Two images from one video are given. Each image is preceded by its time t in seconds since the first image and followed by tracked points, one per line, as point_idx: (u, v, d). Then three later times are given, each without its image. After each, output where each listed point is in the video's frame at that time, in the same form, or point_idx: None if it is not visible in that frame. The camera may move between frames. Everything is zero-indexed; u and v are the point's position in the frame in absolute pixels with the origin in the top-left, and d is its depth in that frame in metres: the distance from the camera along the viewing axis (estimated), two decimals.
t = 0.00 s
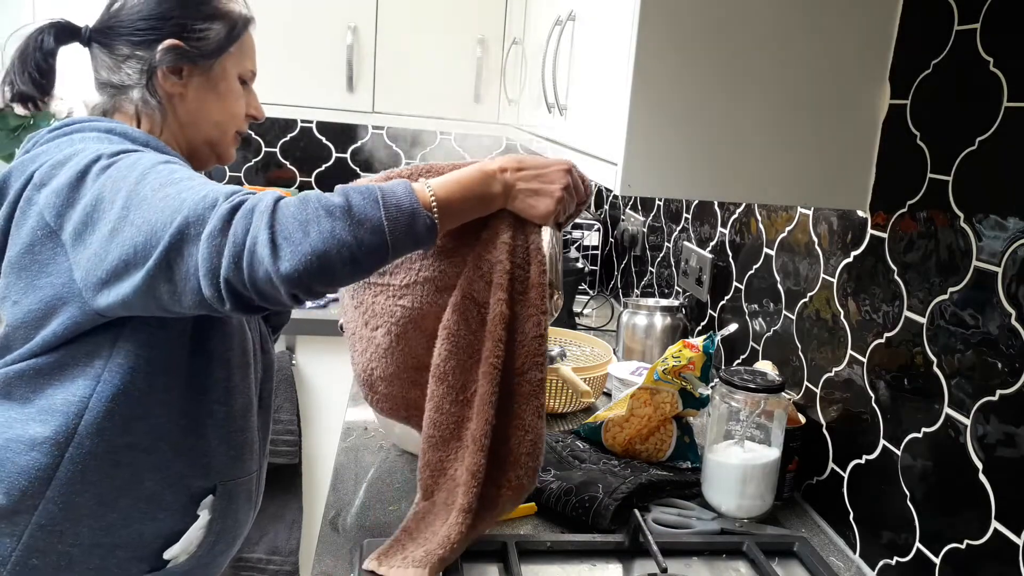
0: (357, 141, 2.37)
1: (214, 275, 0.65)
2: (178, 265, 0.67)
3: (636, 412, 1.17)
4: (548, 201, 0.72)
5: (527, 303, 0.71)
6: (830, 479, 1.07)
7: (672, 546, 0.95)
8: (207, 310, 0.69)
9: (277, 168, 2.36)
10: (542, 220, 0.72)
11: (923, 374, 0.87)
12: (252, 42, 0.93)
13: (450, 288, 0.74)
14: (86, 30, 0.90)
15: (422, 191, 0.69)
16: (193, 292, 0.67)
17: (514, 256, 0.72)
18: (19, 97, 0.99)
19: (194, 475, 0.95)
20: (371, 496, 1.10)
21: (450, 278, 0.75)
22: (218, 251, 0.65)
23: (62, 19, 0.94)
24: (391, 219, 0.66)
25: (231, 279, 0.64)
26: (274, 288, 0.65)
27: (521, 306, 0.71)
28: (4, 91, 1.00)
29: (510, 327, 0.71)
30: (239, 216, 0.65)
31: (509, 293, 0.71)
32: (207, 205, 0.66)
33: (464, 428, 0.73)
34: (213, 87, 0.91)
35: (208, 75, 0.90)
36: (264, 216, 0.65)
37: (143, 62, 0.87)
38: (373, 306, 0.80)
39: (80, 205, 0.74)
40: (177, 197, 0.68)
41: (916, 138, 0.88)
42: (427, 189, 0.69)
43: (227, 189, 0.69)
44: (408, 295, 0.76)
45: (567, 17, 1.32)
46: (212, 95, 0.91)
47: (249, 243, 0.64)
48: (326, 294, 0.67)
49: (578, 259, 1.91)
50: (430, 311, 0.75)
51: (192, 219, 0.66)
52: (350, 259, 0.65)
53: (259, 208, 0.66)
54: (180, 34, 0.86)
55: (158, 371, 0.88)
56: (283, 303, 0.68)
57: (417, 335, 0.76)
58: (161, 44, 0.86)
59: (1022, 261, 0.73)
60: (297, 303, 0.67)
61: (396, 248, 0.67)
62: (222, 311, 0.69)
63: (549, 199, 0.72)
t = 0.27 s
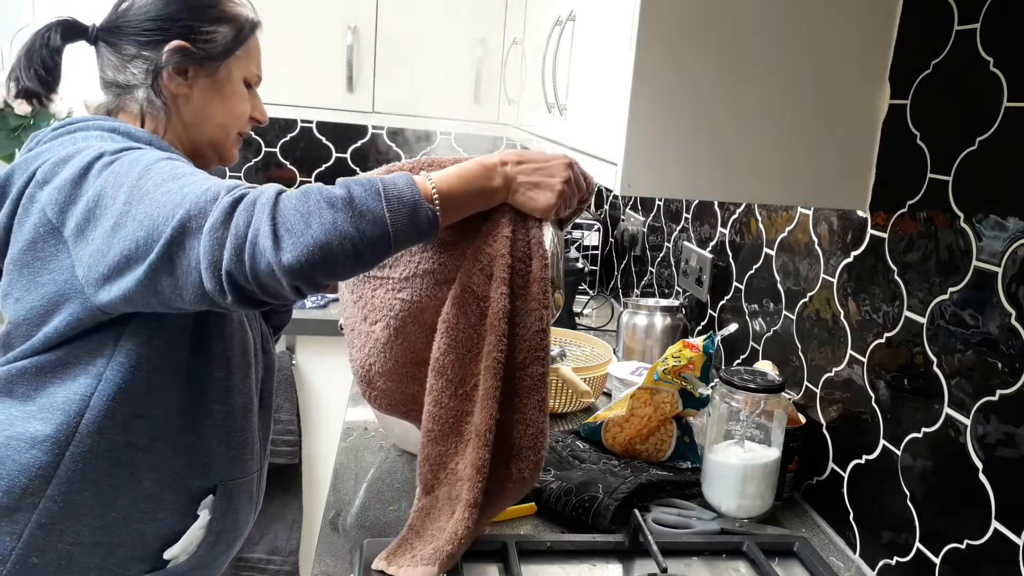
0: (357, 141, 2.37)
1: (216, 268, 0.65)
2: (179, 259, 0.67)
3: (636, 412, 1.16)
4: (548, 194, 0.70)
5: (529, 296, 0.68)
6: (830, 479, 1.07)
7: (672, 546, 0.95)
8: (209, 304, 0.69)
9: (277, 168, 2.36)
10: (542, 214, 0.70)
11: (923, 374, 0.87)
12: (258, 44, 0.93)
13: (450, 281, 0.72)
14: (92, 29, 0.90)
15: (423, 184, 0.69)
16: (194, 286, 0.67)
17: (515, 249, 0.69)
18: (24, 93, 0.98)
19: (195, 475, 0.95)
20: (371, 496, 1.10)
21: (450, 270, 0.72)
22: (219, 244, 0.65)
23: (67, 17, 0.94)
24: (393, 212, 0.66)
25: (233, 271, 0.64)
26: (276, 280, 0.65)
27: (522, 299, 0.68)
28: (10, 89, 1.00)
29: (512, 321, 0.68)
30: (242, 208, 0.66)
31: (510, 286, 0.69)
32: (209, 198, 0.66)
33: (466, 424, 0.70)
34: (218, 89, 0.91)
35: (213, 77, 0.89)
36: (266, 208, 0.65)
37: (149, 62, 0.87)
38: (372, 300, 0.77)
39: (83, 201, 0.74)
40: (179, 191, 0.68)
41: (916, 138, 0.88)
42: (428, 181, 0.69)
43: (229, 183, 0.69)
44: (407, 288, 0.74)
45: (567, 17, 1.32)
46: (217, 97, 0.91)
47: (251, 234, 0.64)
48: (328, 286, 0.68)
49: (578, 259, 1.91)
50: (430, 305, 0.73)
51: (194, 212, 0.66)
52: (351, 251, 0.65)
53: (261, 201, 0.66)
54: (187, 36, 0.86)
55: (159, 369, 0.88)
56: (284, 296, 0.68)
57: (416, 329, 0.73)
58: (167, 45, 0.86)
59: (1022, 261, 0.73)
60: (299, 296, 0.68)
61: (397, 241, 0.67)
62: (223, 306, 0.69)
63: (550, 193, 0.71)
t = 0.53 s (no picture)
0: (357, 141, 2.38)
1: (218, 262, 0.65)
2: (180, 254, 0.67)
3: (636, 412, 1.17)
4: (548, 189, 0.71)
5: (529, 291, 0.68)
6: (830, 479, 1.07)
7: (672, 546, 0.95)
8: (211, 300, 0.69)
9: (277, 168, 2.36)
10: (541, 209, 0.71)
11: (923, 374, 0.87)
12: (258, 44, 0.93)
13: (451, 277, 0.72)
14: (93, 28, 0.91)
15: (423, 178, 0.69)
16: (196, 282, 0.67)
17: (515, 244, 0.70)
18: (24, 91, 0.98)
19: (194, 474, 0.95)
20: (371, 496, 1.10)
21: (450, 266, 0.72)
22: (221, 238, 0.64)
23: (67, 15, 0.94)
24: (394, 205, 0.66)
25: (235, 265, 0.64)
26: (278, 274, 0.65)
27: (522, 294, 0.68)
28: (10, 87, 1.00)
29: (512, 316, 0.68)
30: (243, 203, 0.65)
31: (511, 281, 0.68)
32: (211, 193, 0.67)
33: (467, 419, 0.70)
34: (217, 88, 0.90)
35: (213, 77, 0.89)
36: (268, 202, 0.65)
37: (149, 62, 0.87)
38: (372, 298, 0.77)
39: (83, 200, 0.75)
40: (180, 188, 0.68)
41: (916, 138, 0.88)
42: (429, 175, 0.69)
43: (229, 180, 0.69)
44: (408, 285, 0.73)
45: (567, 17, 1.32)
46: (216, 97, 0.91)
47: (253, 228, 0.64)
48: (330, 281, 0.67)
49: (578, 259, 1.91)
50: (431, 302, 0.73)
51: (195, 208, 0.66)
52: (353, 245, 0.65)
53: (262, 195, 0.66)
54: (188, 36, 0.86)
55: (160, 369, 0.88)
56: (286, 291, 0.68)
57: (416, 325, 0.73)
58: (167, 44, 0.86)
59: (1022, 261, 0.73)
60: (301, 291, 0.67)
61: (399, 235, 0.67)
62: (225, 302, 0.69)
63: (550, 187, 0.71)
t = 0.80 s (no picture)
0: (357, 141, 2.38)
1: (218, 257, 0.65)
2: (180, 250, 0.67)
3: (636, 412, 1.16)
4: (547, 183, 0.70)
5: (529, 285, 0.68)
6: (830, 479, 1.07)
7: (672, 546, 0.95)
8: (211, 295, 0.69)
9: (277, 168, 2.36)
10: (541, 203, 0.70)
11: (923, 373, 0.87)
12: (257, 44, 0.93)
13: (451, 272, 0.71)
14: (92, 28, 0.91)
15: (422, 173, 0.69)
16: (196, 277, 0.67)
17: (515, 238, 0.69)
18: (22, 91, 0.98)
19: (194, 473, 0.95)
20: (371, 496, 1.10)
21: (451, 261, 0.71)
22: (221, 232, 0.65)
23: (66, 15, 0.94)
24: (393, 199, 0.66)
25: (235, 259, 0.64)
26: (278, 268, 0.65)
27: (522, 288, 0.68)
28: (9, 87, 1.00)
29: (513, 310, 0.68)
30: (242, 198, 0.66)
31: (511, 275, 0.68)
32: (210, 189, 0.67)
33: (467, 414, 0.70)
34: (216, 88, 0.90)
35: (211, 77, 0.89)
36: (268, 197, 0.66)
37: (147, 62, 0.87)
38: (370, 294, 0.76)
39: (82, 197, 0.75)
40: (179, 184, 0.68)
41: (916, 138, 0.88)
42: (427, 170, 0.69)
43: (229, 176, 0.69)
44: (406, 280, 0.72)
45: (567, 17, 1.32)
46: (214, 96, 0.91)
47: (253, 223, 0.65)
48: (330, 276, 0.67)
49: (578, 260, 1.91)
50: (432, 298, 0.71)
51: (195, 203, 0.66)
52: (353, 238, 0.65)
53: (262, 190, 0.66)
54: (186, 36, 0.86)
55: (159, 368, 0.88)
56: (286, 285, 0.68)
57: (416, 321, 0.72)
58: (166, 44, 0.86)
59: (1022, 261, 0.73)
60: (302, 286, 0.67)
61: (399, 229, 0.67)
62: (225, 297, 0.69)
63: (549, 181, 0.70)
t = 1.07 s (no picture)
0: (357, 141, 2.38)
1: (216, 252, 0.65)
2: (179, 245, 0.67)
3: (636, 412, 1.16)
4: (544, 175, 0.69)
5: (529, 278, 0.66)
6: (830, 479, 1.07)
7: (672, 546, 0.95)
8: (210, 292, 0.69)
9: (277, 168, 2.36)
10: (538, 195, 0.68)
11: (923, 373, 0.87)
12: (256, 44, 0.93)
13: (450, 266, 0.69)
14: (92, 28, 0.91)
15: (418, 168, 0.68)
16: (194, 273, 0.67)
17: (513, 232, 0.67)
18: (22, 91, 0.98)
19: (192, 471, 0.95)
20: (371, 496, 1.10)
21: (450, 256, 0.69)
22: (219, 228, 0.65)
23: (67, 16, 0.95)
24: (390, 193, 0.66)
25: (233, 254, 0.64)
26: (275, 263, 0.65)
27: (522, 281, 0.66)
28: (8, 87, 0.99)
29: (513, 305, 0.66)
30: (240, 194, 0.66)
31: (511, 269, 0.66)
32: (208, 184, 0.67)
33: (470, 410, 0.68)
34: (214, 88, 0.90)
35: (210, 77, 0.89)
36: (264, 192, 0.66)
37: (146, 62, 0.87)
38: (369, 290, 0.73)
39: (82, 194, 0.75)
40: (178, 181, 0.68)
41: (916, 138, 0.88)
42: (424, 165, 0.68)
43: (226, 171, 0.69)
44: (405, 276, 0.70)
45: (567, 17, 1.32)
46: (212, 96, 0.91)
47: (250, 218, 0.65)
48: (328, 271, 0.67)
49: (578, 259, 1.91)
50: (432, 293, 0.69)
51: (193, 199, 0.66)
52: (350, 232, 0.65)
53: (259, 185, 0.66)
54: (185, 36, 0.86)
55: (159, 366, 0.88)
56: (284, 281, 0.68)
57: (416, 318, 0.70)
58: (164, 44, 0.86)
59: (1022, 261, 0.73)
60: (300, 281, 0.67)
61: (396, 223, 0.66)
62: (223, 293, 0.69)
63: (545, 174, 0.69)
